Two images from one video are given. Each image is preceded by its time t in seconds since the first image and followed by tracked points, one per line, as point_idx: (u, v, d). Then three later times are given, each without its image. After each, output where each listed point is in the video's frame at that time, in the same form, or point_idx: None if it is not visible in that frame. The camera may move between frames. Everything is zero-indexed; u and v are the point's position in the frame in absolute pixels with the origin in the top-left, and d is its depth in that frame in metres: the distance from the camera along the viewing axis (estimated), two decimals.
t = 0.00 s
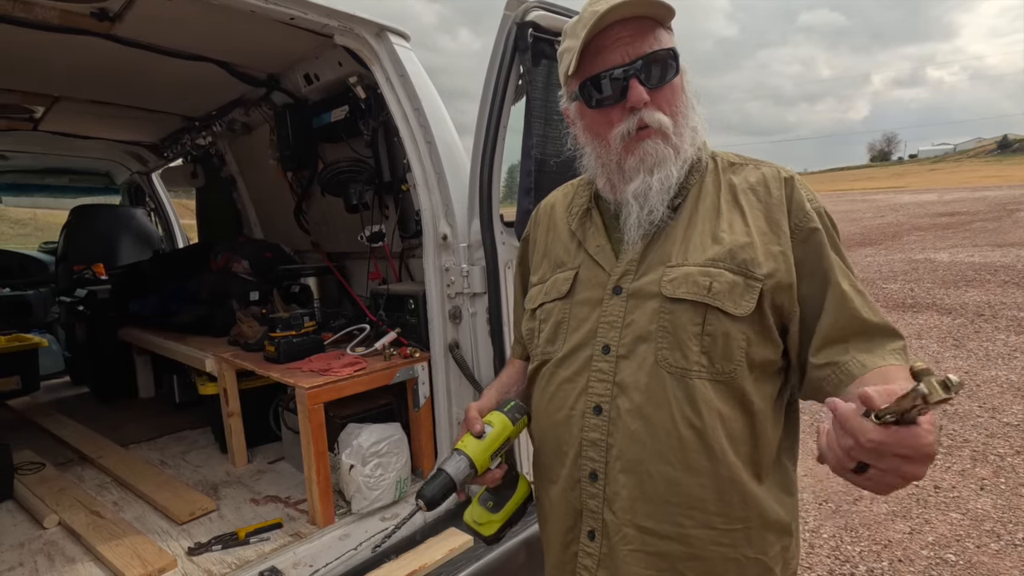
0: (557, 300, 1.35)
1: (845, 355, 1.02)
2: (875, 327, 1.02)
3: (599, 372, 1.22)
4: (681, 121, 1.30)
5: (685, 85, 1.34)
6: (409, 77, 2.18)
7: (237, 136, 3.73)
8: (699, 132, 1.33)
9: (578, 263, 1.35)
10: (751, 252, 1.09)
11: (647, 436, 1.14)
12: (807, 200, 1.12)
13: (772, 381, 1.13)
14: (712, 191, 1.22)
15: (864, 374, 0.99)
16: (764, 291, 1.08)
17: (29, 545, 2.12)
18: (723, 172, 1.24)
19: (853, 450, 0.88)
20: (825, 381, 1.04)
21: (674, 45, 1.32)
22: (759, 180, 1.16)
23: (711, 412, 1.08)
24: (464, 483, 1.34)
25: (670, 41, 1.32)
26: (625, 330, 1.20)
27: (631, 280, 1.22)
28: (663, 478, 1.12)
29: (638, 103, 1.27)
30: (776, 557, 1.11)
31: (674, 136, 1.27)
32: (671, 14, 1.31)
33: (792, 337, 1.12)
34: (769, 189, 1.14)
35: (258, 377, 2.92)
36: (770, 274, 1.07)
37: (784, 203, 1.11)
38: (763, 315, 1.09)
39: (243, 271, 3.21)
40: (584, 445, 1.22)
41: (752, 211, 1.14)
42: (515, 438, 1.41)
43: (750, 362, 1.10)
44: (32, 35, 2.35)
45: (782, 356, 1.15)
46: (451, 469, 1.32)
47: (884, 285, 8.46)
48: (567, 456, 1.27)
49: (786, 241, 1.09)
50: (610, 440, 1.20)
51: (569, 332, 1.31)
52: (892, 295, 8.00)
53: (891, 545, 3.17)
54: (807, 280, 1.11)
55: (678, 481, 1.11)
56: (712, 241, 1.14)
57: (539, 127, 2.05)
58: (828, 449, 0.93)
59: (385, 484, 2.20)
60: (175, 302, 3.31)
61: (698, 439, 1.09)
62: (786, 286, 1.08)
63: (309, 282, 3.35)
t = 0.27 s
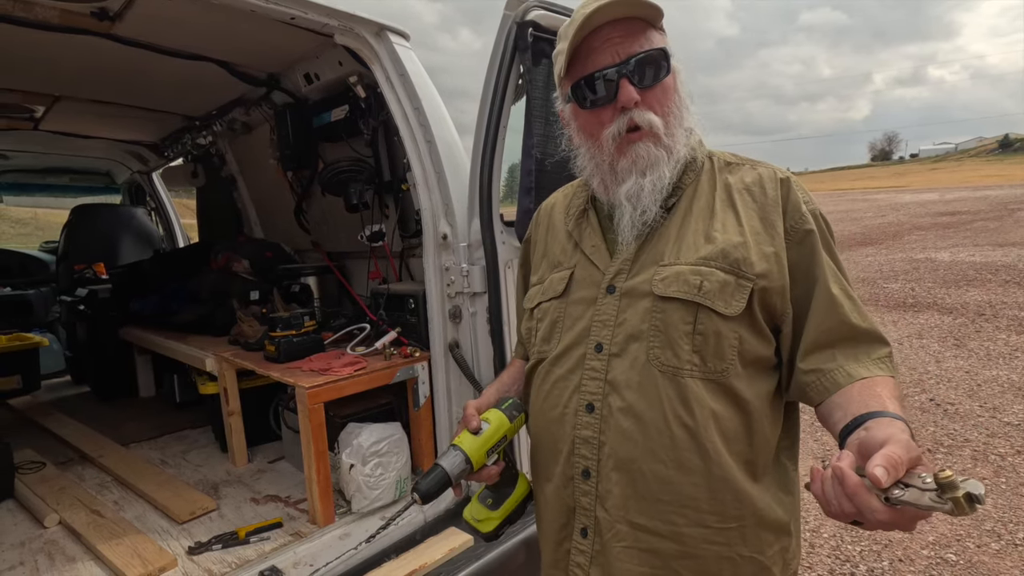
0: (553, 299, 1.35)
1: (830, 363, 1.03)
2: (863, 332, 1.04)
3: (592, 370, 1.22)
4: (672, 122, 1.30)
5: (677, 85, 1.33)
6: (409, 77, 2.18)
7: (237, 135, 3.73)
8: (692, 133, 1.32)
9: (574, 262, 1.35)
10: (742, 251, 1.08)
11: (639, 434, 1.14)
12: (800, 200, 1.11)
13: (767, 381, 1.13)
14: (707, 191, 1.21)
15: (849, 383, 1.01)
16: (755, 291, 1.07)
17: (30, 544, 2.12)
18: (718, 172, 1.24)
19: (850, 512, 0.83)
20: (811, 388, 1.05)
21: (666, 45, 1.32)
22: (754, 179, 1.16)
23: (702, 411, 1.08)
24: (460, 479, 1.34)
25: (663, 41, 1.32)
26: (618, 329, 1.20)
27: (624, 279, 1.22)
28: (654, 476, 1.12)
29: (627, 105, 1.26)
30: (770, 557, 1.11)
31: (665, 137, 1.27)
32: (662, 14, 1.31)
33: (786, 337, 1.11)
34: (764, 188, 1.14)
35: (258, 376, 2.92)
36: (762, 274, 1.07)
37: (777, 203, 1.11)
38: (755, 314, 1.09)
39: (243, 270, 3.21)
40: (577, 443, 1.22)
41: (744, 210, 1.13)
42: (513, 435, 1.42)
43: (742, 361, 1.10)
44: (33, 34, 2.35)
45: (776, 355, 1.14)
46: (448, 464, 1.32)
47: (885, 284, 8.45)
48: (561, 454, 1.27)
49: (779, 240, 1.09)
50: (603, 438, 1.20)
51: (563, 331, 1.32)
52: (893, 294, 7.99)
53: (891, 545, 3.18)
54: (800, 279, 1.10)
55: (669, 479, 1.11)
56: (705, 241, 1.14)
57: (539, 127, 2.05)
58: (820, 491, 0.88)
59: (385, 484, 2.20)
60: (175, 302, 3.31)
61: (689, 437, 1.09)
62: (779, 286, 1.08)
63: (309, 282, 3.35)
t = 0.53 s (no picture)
0: (554, 298, 1.35)
1: (836, 363, 1.03)
2: (865, 332, 1.04)
3: (594, 369, 1.21)
4: (677, 120, 1.29)
5: (681, 82, 1.32)
6: (410, 75, 2.18)
7: (237, 134, 3.73)
8: (697, 131, 1.32)
9: (576, 261, 1.35)
10: (745, 250, 1.08)
11: (641, 434, 1.13)
12: (803, 199, 1.11)
13: (769, 380, 1.12)
14: (709, 190, 1.21)
15: (855, 382, 1.00)
16: (758, 291, 1.07)
17: (30, 543, 2.12)
18: (721, 171, 1.23)
19: (853, 511, 0.83)
20: (815, 389, 1.04)
21: (670, 42, 1.31)
22: (757, 178, 1.15)
23: (705, 411, 1.07)
24: (461, 481, 1.34)
25: (667, 39, 1.31)
26: (620, 328, 1.19)
27: (627, 278, 1.22)
28: (656, 475, 1.12)
29: (632, 101, 1.26)
30: (773, 557, 1.11)
31: (669, 135, 1.26)
32: (666, 10, 1.30)
33: (789, 336, 1.11)
34: (767, 187, 1.13)
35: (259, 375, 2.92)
36: (765, 273, 1.07)
37: (781, 202, 1.10)
38: (758, 313, 1.08)
39: (244, 269, 3.20)
40: (579, 442, 1.22)
41: (748, 209, 1.13)
42: (514, 436, 1.42)
43: (745, 361, 1.09)
44: (33, 32, 2.34)
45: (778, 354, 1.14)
46: (449, 466, 1.32)
47: (887, 284, 8.43)
48: (562, 453, 1.27)
49: (781, 240, 1.09)
50: (604, 438, 1.19)
51: (565, 330, 1.31)
52: (894, 294, 7.98)
53: (893, 544, 3.18)
54: (803, 279, 1.10)
55: (672, 479, 1.10)
56: (708, 240, 1.13)
57: (540, 125, 2.05)
58: (823, 491, 0.88)
59: (386, 483, 2.20)
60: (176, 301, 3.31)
61: (691, 437, 1.09)
62: (782, 286, 1.07)
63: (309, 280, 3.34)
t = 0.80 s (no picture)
0: (558, 298, 1.35)
1: (839, 365, 1.03)
2: (869, 334, 1.03)
3: (598, 370, 1.21)
4: (682, 119, 1.29)
5: (686, 81, 1.32)
6: (412, 75, 2.17)
7: (239, 134, 3.73)
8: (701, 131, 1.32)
9: (579, 262, 1.34)
10: (750, 252, 1.08)
11: (646, 435, 1.13)
12: (808, 200, 1.11)
13: (773, 382, 1.12)
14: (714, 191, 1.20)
15: (859, 385, 1.00)
16: (763, 293, 1.07)
17: (32, 542, 2.12)
18: (725, 171, 1.23)
19: (856, 516, 0.83)
20: (819, 391, 1.04)
21: (675, 41, 1.31)
22: (762, 179, 1.15)
23: (710, 412, 1.07)
24: (466, 480, 1.33)
25: (672, 38, 1.31)
26: (624, 329, 1.19)
27: (631, 279, 1.22)
28: (660, 477, 1.12)
29: (637, 101, 1.26)
30: (777, 558, 1.11)
31: (674, 135, 1.26)
32: (671, 9, 1.30)
33: (793, 337, 1.11)
34: (772, 189, 1.13)
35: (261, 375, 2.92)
36: (770, 275, 1.06)
37: (786, 204, 1.10)
38: (763, 315, 1.08)
39: (245, 268, 3.20)
40: (583, 444, 1.22)
41: (753, 210, 1.13)
42: (518, 436, 1.42)
43: (749, 362, 1.09)
44: (34, 32, 2.34)
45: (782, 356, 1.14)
46: (455, 465, 1.31)
47: (888, 284, 8.42)
48: (566, 454, 1.26)
49: (787, 242, 1.08)
50: (608, 439, 1.19)
51: (568, 331, 1.31)
52: (895, 294, 7.97)
53: (895, 544, 3.17)
54: (808, 280, 1.10)
55: (677, 481, 1.10)
56: (713, 242, 1.13)
57: (541, 125, 2.05)
58: (827, 495, 0.88)
59: (387, 483, 2.20)
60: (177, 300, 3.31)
61: (696, 438, 1.09)
62: (787, 287, 1.07)
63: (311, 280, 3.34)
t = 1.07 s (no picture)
0: (559, 295, 1.34)
1: (845, 365, 1.02)
2: (873, 331, 1.02)
3: (600, 368, 1.21)
4: (686, 117, 1.29)
5: (689, 80, 1.32)
6: (412, 73, 2.17)
7: (239, 133, 3.72)
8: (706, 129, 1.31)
9: (580, 258, 1.34)
10: (753, 248, 1.07)
11: (647, 432, 1.13)
12: (811, 196, 1.10)
13: (775, 379, 1.11)
14: (716, 187, 1.20)
15: (862, 388, 1.00)
16: (766, 289, 1.06)
17: (32, 541, 2.12)
18: (727, 168, 1.22)
19: (839, 540, 0.84)
20: (822, 389, 1.03)
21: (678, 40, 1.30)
22: (764, 174, 1.15)
23: (713, 409, 1.07)
24: (468, 479, 1.33)
25: (675, 36, 1.30)
26: (625, 326, 1.19)
27: (632, 276, 1.21)
28: (663, 474, 1.11)
29: (640, 99, 1.25)
30: (780, 556, 1.10)
31: (677, 133, 1.26)
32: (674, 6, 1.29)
33: (796, 334, 1.10)
34: (775, 185, 1.12)
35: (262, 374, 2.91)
36: (773, 271, 1.06)
37: (789, 200, 1.10)
38: (765, 311, 1.08)
39: (245, 268, 3.20)
40: (584, 441, 1.21)
41: (755, 206, 1.12)
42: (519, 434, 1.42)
43: (752, 359, 1.09)
44: (34, 30, 2.34)
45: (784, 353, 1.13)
46: (457, 465, 1.31)
47: (889, 284, 8.41)
48: (567, 451, 1.26)
49: (789, 239, 1.08)
50: (610, 436, 1.18)
51: (569, 328, 1.30)
52: (896, 293, 7.95)
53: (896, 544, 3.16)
54: (810, 277, 1.09)
55: (679, 478, 1.10)
56: (715, 238, 1.13)
57: (542, 124, 2.04)
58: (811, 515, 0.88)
59: (388, 482, 2.20)
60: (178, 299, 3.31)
61: (699, 436, 1.08)
62: (789, 283, 1.06)
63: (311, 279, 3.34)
